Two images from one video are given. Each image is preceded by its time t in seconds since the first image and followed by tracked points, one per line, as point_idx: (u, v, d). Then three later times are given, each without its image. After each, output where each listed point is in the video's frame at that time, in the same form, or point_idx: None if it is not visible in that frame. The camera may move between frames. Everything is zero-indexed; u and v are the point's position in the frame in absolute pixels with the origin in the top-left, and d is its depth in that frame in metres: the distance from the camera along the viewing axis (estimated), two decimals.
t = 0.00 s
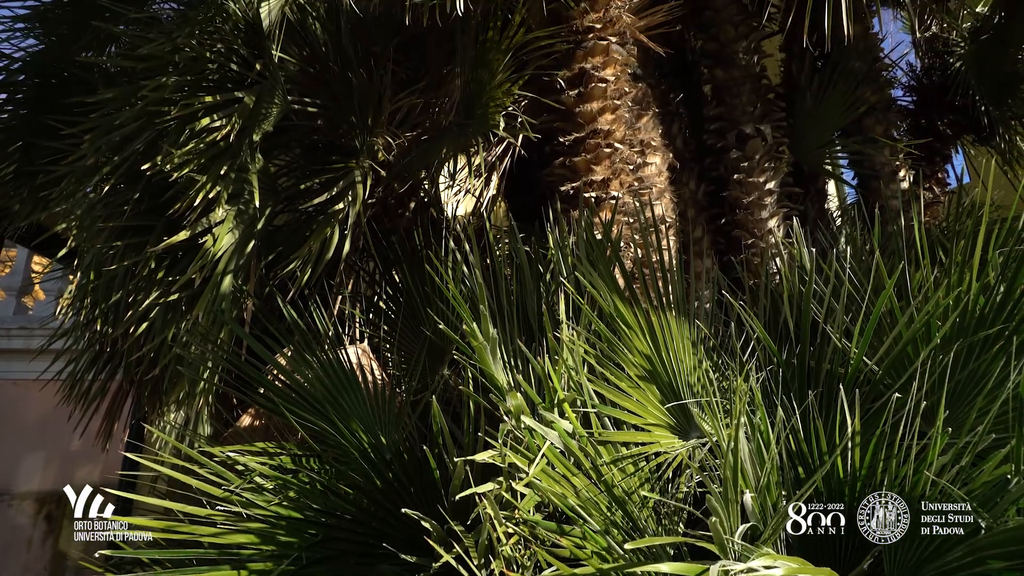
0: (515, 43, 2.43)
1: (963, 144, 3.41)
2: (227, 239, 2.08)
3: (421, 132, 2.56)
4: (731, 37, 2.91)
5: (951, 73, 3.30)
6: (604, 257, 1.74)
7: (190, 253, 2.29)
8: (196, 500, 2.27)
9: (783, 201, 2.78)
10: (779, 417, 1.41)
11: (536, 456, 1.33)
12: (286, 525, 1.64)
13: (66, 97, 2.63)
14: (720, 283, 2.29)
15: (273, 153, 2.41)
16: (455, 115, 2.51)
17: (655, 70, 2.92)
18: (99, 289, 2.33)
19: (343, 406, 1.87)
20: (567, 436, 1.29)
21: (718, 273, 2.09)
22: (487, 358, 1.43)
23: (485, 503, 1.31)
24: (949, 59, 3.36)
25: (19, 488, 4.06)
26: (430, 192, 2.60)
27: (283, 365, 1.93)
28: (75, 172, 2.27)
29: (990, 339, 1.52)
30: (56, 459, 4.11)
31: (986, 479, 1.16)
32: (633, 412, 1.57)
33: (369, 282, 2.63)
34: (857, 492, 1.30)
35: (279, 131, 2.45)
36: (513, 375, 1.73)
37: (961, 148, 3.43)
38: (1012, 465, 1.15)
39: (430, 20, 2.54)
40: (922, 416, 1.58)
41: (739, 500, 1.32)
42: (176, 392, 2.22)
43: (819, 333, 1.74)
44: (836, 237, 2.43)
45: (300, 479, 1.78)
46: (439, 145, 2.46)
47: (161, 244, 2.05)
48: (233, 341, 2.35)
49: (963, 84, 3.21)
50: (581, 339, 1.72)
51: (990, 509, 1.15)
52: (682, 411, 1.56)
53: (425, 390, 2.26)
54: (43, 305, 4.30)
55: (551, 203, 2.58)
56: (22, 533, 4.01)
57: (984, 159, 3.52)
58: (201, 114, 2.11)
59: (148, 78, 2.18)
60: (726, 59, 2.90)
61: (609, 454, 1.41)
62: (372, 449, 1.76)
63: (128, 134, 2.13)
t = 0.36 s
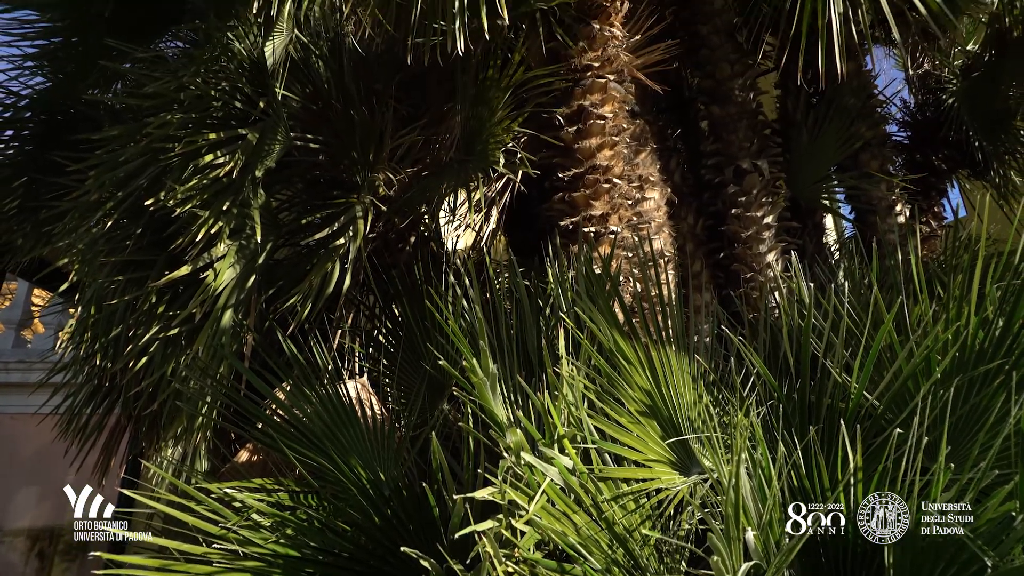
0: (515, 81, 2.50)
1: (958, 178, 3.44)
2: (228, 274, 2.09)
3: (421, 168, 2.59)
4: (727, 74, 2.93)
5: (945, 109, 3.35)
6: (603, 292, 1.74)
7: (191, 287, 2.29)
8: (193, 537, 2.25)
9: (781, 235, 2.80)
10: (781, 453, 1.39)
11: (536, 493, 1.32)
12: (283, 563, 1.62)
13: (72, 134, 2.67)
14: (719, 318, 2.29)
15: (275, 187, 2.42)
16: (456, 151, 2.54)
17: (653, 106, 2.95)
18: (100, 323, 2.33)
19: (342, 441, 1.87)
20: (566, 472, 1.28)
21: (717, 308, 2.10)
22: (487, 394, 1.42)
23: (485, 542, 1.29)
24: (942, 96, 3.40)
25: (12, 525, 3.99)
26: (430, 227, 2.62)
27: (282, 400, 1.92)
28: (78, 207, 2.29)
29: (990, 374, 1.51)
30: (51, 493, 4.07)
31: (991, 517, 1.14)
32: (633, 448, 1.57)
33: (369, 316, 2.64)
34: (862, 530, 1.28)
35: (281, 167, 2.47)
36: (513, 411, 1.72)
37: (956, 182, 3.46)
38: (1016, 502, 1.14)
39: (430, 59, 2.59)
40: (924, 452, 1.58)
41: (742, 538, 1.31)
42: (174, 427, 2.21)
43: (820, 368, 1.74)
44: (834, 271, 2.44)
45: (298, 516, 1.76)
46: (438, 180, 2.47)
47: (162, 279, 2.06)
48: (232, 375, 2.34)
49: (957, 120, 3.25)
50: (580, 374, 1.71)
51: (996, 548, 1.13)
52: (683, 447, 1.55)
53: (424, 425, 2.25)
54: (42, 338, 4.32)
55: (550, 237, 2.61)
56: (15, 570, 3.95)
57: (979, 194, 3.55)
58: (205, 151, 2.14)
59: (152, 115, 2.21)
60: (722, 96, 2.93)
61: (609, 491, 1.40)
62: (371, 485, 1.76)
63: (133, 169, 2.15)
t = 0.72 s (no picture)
0: (514, 120, 2.52)
1: (954, 214, 3.47)
2: (228, 309, 2.09)
3: (422, 205, 2.61)
4: (724, 112, 2.96)
5: (938, 146, 3.39)
6: (602, 327, 1.74)
7: (191, 323, 2.29)
8: None
9: (779, 271, 2.81)
10: (784, 491, 1.38)
11: (536, 532, 1.31)
12: None
13: (76, 171, 2.70)
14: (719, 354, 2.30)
15: (276, 224, 2.44)
16: (455, 187, 2.56)
17: (650, 144, 2.99)
18: (99, 359, 2.33)
19: (340, 479, 1.85)
20: (567, 511, 1.27)
21: (716, 344, 2.10)
22: (487, 431, 1.42)
23: None
24: (935, 133, 3.45)
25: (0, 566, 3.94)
26: (430, 263, 2.63)
27: (280, 437, 1.91)
28: (81, 243, 2.30)
29: (992, 411, 1.50)
30: (42, 533, 4.05)
31: (996, 556, 1.13)
32: (634, 486, 1.55)
33: (368, 351, 2.61)
34: (867, 570, 1.27)
35: (282, 204, 2.49)
36: (513, 449, 1.71)
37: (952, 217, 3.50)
38: (1022, 542, 1.13)
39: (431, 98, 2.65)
40: (928, 489, 1.57)
41: None
42: (171, 464, 2.20)
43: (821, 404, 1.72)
44: (832, 306, 2.45)
45: (295, 555, 1.74)
46: (438, 218, 2.49)
47: (162, 315, 2.06)
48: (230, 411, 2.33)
49: (951, 157, 3.29)
50: (581, 411, 1.71)
51: None
52: (684, 485, 1.54)
53: (424, 462, 2.24)
54: (39, 372, 4.32)
55: (550, 273, 2.62)
56: None
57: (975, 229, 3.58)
58: (208, 188, 2.16)
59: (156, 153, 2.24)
60: (719, 133, 2.96)
61: (610, 530, 1.39)
62: (369, 524, 1.75)
63: (136, 207, 2.17)
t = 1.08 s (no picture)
0: (514, 157, 2.55)
1: (952, 248, 3.49)
2: (229, 345, 2.09)
3: (422, 240, 2.62)
4: (721, 148, 2.99)
5: (934, 182, 3.42)
6: (602, 363, 1.74)
7: (191, 358, 2.30)
8: None
9: (778, 305, 2.83)
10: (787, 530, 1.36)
11: (537, 572, 1.30)
12: None
13: (79, 208, 2.72)
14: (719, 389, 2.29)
15: (277, 259, 2.45)
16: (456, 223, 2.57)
17: (649, 179, 3.01)
18: (98, 394, 2.32)
19: (339, 517, 1.84)
20: (568, 550, 1.26)
21: (717, 378, 2.09)
22: (487, 469, 1.41)
23: None
24: (931, 169, 3.48)
25: None
26: (430, 298, 2.64)
27: (278, 473, 1.89)
28: (82, 279, 2.31)
29: (996, 447, 1.48)
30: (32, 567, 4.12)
31: None
32: (636, 524, 1.54)
33: (368, 386, 2.59)
34: None
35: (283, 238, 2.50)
36: (513, 487, 1.71)
37: (950, 251, 3.52)
38: None
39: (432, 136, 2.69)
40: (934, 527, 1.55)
41: None
42: (167, 501, 2.18)
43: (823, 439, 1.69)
44: (832, 340, 2.45)
45: None
46: (438, 252, 2.52)
47: (162, 350, 2.06)
48: (229, 447, 2.32)
49: (947, 192, 3.32)
50: (581, 447, 1.71)
51: None
52: (686, 523, 1.53)
53: (424, 498, 2.22)
54: (36, 407, 4.23)
55: (550, 308, 2.63)
56: None
57: (974, 262, 3.59)
58: (210, 224, 2.17)
59: (159, 189, 2.26)
60: (717, 169, 2.99)
61: (611, 569, 1.38)
62: (368, 564, 1.79)
63: (138, 242, 2.18)
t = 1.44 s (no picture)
0: (514, 195, 2.57)
1: (951, 284, 3.50)
2: (229, 382, 2.10)
3: (422, 277, 2.63)
4: (718, 186, 3.02)
5: (930, 219, 3.45)
6: (602, 401, 1.72)
7: (189, 396, 2.29)
8: None
9: (778, 342, 2.83)
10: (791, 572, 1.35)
11: None
12: None
13: (81, 245, 2.74)
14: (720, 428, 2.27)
15: (277, 295, 2.45)
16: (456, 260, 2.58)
17: (647, 216, 3.03)
18: (94, 433, 2.31)
19: (337, 559, 1.83)
20: None
21: (717, 415, 2.08)
22: (486, 510, 1.39)
23: None
24: (927, 206, 3.51)
25: None
26: (430, 334, 2.64)
27: (274, 513, 1.86)
28: (83, 315, 2.32)
29: (1001, 485, 1.45)
30: None
31: None
32: (637, 565, 1.52)
33: (366, 424, 2.57)
34: None
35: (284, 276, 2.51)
36: (513, 527, 1.69)
37: (949, 287, 3.53)
38: None
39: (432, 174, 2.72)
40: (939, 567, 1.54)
41: None
42: (162, 541, 2.15)
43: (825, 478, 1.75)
44: (833, 377, 2.45)
45: None
46: (438, 290, 2.53)
47: (161, 388, 2.05)
48: (226, 486, 2.30)
49: (944, 229, 3.34)
50: (581, 487, 1.69)
51: None
52: (688, 564, 1.51)
53: (422, 539, 2.20)
54: (30, 445, 4.22)
55: (549, 345, 2.63)
56: None
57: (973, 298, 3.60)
58: (211, 261, 2.17)
59: (161, 227, 2.27)
60: (714, 207, 3.01)
61: None
62: None
63: (139, 280, 2.19)
